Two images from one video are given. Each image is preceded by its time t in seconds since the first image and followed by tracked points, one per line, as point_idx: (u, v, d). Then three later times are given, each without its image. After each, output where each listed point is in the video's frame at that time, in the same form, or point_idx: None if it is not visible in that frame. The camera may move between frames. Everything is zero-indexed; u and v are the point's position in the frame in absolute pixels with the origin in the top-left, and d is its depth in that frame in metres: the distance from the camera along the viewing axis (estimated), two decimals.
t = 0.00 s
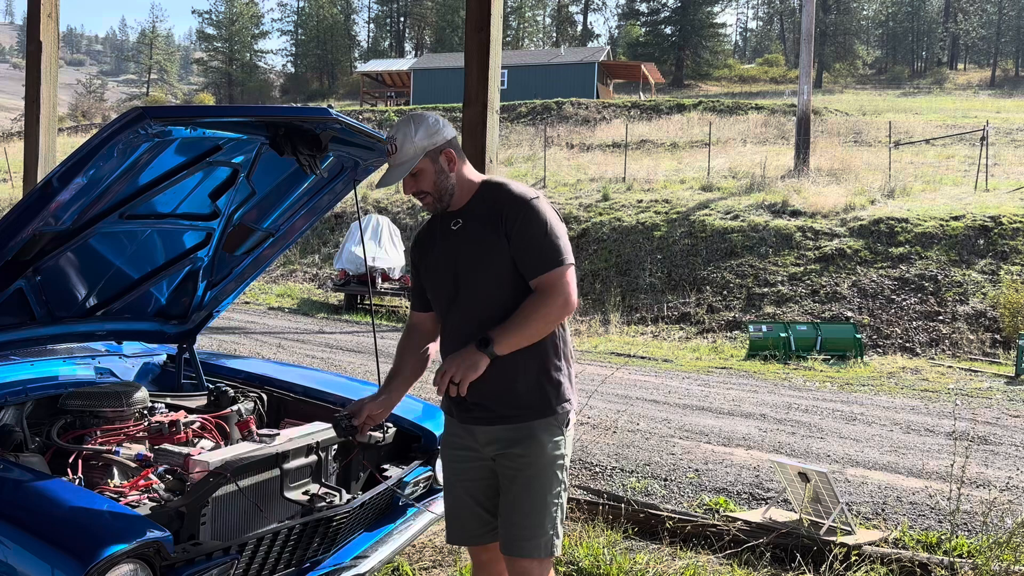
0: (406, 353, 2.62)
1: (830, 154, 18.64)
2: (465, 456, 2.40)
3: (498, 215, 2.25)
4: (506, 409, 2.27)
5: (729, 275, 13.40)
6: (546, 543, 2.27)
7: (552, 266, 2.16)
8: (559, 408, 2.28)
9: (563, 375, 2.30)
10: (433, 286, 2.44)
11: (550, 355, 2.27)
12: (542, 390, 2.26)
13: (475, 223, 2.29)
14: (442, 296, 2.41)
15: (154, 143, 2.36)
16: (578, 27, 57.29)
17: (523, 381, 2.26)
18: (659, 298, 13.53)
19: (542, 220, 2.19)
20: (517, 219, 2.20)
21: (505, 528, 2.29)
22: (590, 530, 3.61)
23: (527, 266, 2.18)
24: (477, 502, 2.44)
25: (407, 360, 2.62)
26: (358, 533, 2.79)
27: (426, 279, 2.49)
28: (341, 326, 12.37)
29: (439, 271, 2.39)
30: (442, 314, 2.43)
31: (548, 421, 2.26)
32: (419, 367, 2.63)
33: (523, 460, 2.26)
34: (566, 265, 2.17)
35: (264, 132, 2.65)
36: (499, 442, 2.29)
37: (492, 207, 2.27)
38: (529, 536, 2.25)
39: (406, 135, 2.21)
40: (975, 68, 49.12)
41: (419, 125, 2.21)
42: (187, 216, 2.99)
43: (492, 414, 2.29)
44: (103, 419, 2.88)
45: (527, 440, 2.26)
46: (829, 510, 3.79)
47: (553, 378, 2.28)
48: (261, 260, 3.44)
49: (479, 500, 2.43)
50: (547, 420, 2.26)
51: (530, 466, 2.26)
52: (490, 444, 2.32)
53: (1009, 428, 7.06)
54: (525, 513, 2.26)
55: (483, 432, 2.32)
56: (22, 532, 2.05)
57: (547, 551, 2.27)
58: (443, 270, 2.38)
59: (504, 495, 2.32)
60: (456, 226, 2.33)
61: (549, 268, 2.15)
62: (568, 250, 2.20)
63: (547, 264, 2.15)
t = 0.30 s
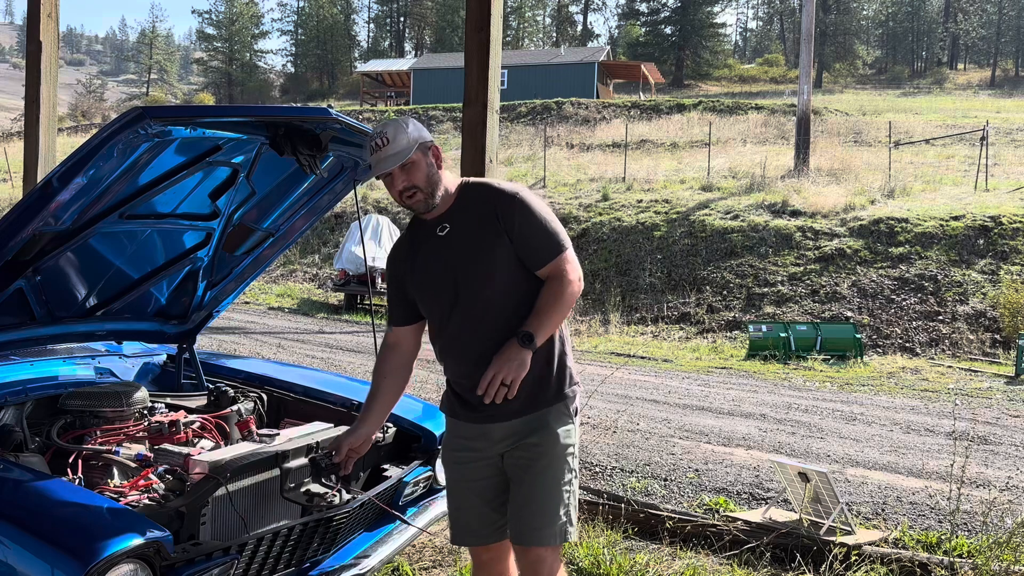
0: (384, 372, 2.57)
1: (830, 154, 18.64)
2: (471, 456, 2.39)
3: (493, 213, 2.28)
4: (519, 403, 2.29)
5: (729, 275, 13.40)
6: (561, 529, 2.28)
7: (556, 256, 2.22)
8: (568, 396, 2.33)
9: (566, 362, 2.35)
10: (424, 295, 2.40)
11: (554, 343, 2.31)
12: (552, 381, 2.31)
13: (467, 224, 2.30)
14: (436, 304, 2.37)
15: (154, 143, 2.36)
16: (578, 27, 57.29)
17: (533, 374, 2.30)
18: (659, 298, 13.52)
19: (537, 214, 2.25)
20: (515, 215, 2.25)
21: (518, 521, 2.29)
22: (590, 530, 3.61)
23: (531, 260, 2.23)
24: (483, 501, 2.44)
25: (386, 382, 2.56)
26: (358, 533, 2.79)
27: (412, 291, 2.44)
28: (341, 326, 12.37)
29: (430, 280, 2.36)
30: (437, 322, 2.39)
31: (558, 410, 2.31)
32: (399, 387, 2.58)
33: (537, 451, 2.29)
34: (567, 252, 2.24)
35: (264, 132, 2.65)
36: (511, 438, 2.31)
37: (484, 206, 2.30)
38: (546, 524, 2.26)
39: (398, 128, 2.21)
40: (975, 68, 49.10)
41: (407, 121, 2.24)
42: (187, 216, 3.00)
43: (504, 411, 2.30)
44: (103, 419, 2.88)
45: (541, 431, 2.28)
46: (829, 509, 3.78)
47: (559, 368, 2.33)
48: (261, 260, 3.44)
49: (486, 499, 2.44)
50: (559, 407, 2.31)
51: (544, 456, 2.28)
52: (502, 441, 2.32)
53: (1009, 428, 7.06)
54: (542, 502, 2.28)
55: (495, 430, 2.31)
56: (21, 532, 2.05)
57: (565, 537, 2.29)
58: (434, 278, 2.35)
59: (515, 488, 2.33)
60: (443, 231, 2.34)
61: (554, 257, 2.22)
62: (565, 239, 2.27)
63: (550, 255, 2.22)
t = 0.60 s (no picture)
0: (379, 376, 2.57)
1: (831, 154, 18.64)
2: (476, 455, 2.40)
3: (489, 213, 2.31)
4: (524, 400, 2.31)
5: (729, 275, 13.40)
6: (572, 521, 2.30)
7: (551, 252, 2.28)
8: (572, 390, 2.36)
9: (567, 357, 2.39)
10: (420, 299, 2.40)
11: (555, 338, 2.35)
12: (554, 375, 2.33)
13: (462, 226, 2.33)
14: (435, 306, 2.37)
15: (154, 143, 2.36)
16: (578, 27, 57.28)
17: (536, 370, 2.32)
18: (659, 298, 13.52)
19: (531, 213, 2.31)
20: (510, 214, 2.29)
21: (528, 515, 2.30)
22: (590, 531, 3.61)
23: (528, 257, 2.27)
24: (487, 500, 2.44)
25: (381, 387, 2.58)
26: (358, 533, 2.79)
27: (408, 296, 2.44)
28: (341, 326, 12.37)
29: (428, 284, 2.37)
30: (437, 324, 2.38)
31: (564, 404, 2.34)
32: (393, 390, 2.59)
33: (545, 445, 2.30)
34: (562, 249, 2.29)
35: (264, 132, 2.65)
36: (518, 435, 2.33)
37: (478, 207, 2.33)
38: (557, 516, 2.28)
39: (400, 129, 2.21)
40: (975, 68, 49.09)
41: (407, 122, 2.24)
42: (187, 216, 3.00)
43: (510, 409, 2.32)
44: (103, 419, 2.88)
45: (549, 426, 2.31)
46: (829, 509, 3.79)
47: (561, 363, 2.36)
48: (261, 260, 3.44)
49: (490, 498, 2.44)
50: (563, 402, 2.34)
51: (552, 451, 2.30)
52: (509, 439, 2.34)
53: (1009, 428, 7.06)
54: (551, 496, 2.29)
55: (501, 429, 2.33)
56: (22, 531, 2.05)
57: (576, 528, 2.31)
58: (433, 281, 2.36)
59: (523, 484, 2.35)
60: (440, 234, 2.35)
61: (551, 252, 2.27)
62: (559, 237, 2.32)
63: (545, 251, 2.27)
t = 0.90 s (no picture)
0: (378, 377, 2.58)
1: (831, 154, 18.65)
2: (478, 458, 2.40)
3: (487, 214, 2.30)
4: (526, 401, 2.31)
5: (729, 275, 13.40)
6: (577, 520, 2.30)
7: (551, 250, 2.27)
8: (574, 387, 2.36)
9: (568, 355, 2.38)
10: (420, 300, 2.41)
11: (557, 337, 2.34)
12: (557, 376, 2.33)
13: (460, 225, 2.33)
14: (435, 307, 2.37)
15: (154, 143, 2.36)
16: (578, 27, 57.30)
17: (537, 369, 2.32)
18: (659, 298, 13.51)
19: (529, 211, 2.30)
20: (507, 214, 2.28)
21: (534, 517, 2.30)
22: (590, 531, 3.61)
23: (527, 257, 2.27)
24: (489, 501, 2.42)
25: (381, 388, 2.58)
26: (358, 533, 2.80)
27: (408, 297, 2.45)
28: (341, 326, 12.37)
29: (427, 285, 2.37)
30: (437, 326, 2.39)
31: (567, 402, 2.34)
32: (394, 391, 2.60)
33: (550, 445, 2.30)
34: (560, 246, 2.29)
35: (264, 132, 2.65)
36: (522, 435, 2.33)
37: (476, 207, 2.32)
38: (561, 516, 2.28)
39: (400, 124, 2.23)
40: (975, 68, 49.08)
41: (406, 119, 2.27)
42: (187, 216, 3.00)
43: (513, 410, 2.32)
44: (103, 419, 2.88)
45: (553, 426, 2.31)
46: (829, 510, 3.78)
47: (562, 361, 2.36)
48: (261, 260, 3.44)
49: (493, 499, 2.43)
50: (566, 400, 2.34)
51: (556, 450, 2.30)
52: (513, 439, 2.34)
53: (1009, 428, 7.06)
54: (557, 496, 2.29)
55: (504, 430, 2.33)
56: (22, 531, 2.05)
57: (581, 528, 2.31)
58: (432, 282, 2.36)
59: (527, 485, 2.35)
60: (439, 233, 2.35)
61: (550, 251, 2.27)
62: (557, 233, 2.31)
63: (546, 250, 2.27)
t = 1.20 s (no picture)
0: (378, 378, 2.58)
1: (830, 154, 18.65)
2: (480, 460, 2.40)
3: (496, 212, 2.29)
4: (529, 401, 2.31)
5: (729, 275, 13.40)
6: (576, 525, 2.30)
7: (562, 249, 2.26)
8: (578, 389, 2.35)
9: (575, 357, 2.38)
10: (425, 300, 2.40)
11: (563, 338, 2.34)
12: (562, 377, 2.33)
13: (467, 223, 2.32)
14: (439, 307, 2.37)
15: (154, 143, 2.36)
16: (578, 27, 57.30)
17: (542, 370, 2.31)
18: (659, 298, 13.51)
19: (540, 210, 2.29)
20: (517, 213, 2.27)
21: (534, 521, 2.29)
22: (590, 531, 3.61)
23: (537, 256, 2.26)
24: (491, 504, 2.43)
25: (381, 388, 2.58)
26: (358, 533, 2.79)
27: (413, 295, 2.44)
28: (341, 326, 12.37)
29: (432, 284, 2.36)
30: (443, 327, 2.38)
31: (572, 404, 2.33)
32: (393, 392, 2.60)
33: (552, 447, 2.30)
34: (569, 245, 2.28)
35: (264, 132, 2.65)
36: (524, 437, 2.33)
37: (484, 206, 2.31)
38: (563, 519, 2.28)
39: (412, 122, 2.22)
40: (975, 68, 49.06)
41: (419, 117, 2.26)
42: (187, 216, 3.00)
43: (515, 411, 2.31)
44: (103, 419, 2.88)
45: (556, 428, 2.30)
46: (829, 510, 3.79)
47: (567, 363, 2.35)
48: (261, 260, 3.44)
49: (492, 502, 2.42)
50: (571, 402, 2.33)
51: (559, 454, 2.30)
52: (515, 441, 2.34)
53: (1009, 427, 7.06)
54: (558, 499, 2.29)
55: (507, 431, 2.33)
56: (21, 531, 2.05)
57: (581, 531, 2.31)
58: (437, 281, 2.35)
59: (528, 488, 2.34)
60: (444, 233, 2.34)
61: (560, 249, 2.26)
62: (567, 231, 2.30)
63: (555, 250, 2.26)
